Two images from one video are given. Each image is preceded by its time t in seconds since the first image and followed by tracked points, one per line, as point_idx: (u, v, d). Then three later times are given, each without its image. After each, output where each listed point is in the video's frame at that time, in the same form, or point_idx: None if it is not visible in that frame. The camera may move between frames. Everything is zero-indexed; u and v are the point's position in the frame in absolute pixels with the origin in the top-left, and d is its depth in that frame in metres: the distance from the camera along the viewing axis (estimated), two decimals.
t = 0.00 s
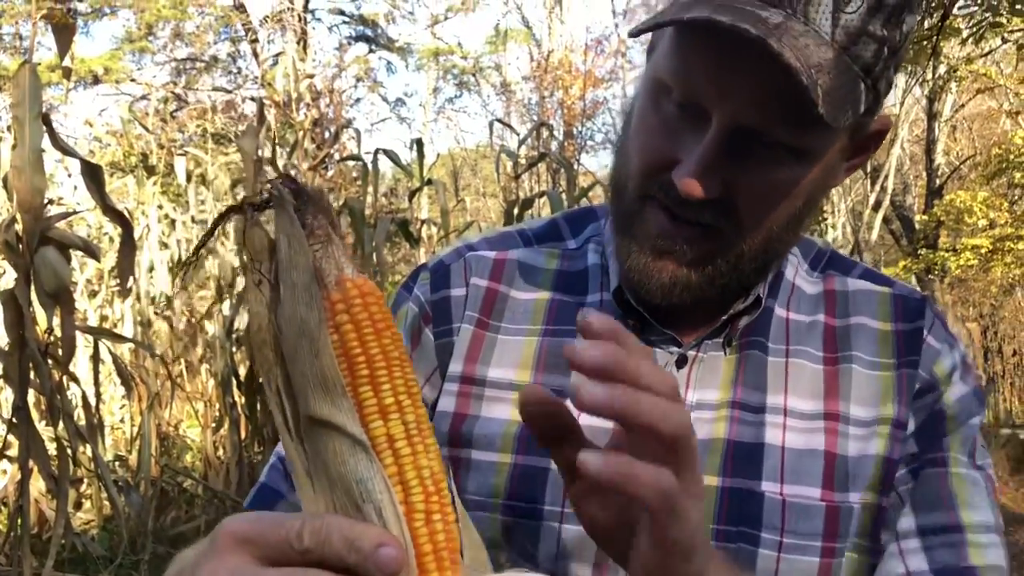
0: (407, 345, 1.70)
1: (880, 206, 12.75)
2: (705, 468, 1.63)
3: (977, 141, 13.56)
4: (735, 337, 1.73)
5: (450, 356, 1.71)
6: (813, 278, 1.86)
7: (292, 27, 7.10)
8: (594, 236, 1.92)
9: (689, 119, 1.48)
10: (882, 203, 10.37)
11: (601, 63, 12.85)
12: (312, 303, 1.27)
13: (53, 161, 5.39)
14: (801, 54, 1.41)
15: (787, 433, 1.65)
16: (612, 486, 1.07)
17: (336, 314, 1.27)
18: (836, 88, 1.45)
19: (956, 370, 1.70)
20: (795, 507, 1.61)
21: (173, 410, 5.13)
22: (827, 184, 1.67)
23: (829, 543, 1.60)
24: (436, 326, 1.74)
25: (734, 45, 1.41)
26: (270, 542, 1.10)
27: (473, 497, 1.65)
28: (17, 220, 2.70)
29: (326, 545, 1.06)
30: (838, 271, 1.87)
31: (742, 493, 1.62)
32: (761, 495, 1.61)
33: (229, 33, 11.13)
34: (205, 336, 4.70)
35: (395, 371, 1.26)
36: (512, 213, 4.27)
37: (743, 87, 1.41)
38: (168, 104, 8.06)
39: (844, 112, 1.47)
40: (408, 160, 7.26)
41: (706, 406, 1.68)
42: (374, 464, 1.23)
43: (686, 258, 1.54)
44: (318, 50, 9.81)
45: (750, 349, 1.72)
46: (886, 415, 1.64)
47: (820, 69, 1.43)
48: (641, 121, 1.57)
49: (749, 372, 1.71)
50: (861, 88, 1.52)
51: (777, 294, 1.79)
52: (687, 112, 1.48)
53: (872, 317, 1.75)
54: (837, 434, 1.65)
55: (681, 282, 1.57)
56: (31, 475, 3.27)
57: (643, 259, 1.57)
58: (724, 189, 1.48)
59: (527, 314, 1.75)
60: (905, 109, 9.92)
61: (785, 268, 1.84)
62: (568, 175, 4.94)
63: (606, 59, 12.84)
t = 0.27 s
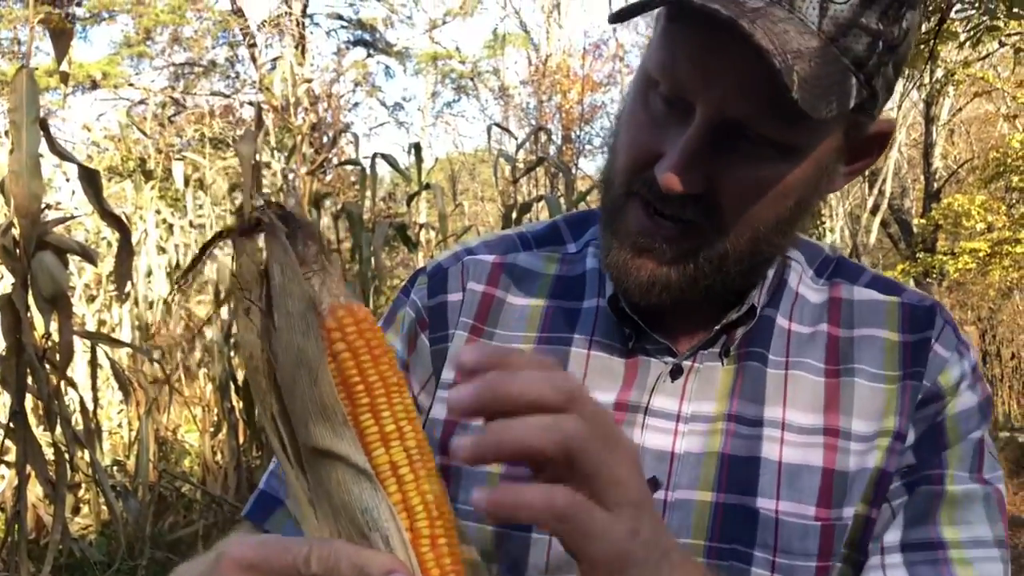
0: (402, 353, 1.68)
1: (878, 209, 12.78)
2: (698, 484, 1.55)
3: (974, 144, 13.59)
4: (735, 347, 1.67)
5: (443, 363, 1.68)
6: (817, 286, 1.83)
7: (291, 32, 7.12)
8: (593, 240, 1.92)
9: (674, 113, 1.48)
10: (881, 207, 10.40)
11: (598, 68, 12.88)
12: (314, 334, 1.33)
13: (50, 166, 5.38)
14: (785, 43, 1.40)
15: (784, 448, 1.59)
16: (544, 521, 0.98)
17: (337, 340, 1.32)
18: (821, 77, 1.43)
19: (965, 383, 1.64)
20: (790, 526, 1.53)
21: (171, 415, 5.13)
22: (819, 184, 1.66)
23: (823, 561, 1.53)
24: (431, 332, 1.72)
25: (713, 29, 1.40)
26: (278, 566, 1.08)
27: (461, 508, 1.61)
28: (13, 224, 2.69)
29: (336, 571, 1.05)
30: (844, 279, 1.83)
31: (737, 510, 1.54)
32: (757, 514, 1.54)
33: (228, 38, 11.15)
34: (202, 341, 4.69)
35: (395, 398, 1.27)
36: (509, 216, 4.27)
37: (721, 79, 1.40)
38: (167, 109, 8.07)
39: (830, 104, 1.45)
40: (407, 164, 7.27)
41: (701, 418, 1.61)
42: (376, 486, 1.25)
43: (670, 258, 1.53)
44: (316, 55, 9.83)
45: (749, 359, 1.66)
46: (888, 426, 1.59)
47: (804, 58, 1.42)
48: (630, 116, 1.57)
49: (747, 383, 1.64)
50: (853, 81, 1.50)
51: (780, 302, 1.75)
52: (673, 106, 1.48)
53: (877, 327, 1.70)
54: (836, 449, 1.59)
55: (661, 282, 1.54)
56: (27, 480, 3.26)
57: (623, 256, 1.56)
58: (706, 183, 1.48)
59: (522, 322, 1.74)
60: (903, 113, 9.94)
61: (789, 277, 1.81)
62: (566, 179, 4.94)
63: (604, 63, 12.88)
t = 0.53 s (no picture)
0: (404, 357, 1.68)
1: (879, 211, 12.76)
2: (707, 489, 1.54)
3: (976, 146, 13.59)
4: (741, 352, 1.66)
5: (448, 370, 1.67)
6: (824, 288, 1.83)
7: (292, 33, 7.12)
8: (598, 242, 1.91)
9: (679, 118, 1.47)
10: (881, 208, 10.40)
11: (599, 70, 12.89)
12: (332, 358, 1.31)
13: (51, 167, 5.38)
14: (792, 50, 1.39)
15: (795, 455, 1.58)
16: (526, 543, 1.09)
17: (356, 359, 1.29)
18: (828, 86, 1.42)
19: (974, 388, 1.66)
20: (801, 532, 1.53)
21: (171, 416, 5.12)
22: (828, 193, 1.66)
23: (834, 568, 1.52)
24: (434, 338, 1.72)
25: (718, 32, 1.39)
26: None
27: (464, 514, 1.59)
28: (14, 226, 2.69)
29: None
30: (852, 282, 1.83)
31: (747, 517, 1.53)
32: (767, 520, 1.53)
33: (229, 39, 11.16)
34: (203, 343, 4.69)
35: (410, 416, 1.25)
36: (510, 218, 4.26)
37: (724, 83, 1.39)
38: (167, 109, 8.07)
39: (837, 110, 1.44)
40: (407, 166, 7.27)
41: (709, 423, 1.60)
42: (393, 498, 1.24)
43: (674, 266, 1.53)
44: (317, 57, 9.83)
45: (756, 364, 1.65)
46: (900, 431, 1.58)
47: (812, 65, 1.40)
48: (635, 121, 1.56)
49: (755, 388, 1.63)
50: (862, 86, 1.49)
51: (786, 307, 1.75)
52: (678, 110, 1.47)
53: (887, 331, 1.69)
54: (847, 454, 1.58)
55: (662, 287, 1.54)
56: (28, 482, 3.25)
57: (626, 264, 1.57)
58: (711, 190, 1.47)
59: (526, 326, 1.72)
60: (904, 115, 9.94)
61: (797, 280, 1.80)
62: (567, 181, 4.93)
63: (605, 64, 12.88)
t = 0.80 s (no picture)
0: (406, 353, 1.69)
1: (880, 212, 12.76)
2: (715, 491, 1.55)
3: (977, 147, 13.59)
4: (747, 351, 1.66)
5: (451, 367, 1.67)
6: (830, 288, 1.83)
7: (294, 33, 7.13)
8: (601, 239, 1.91)
9: (683, 120, 1.47)
10: (882, 210, 10.41)
11: (600, 70, 12.91)
12: (335, 320, 1.34)
13: (53, 166, 5.39)
14: (801, 56, 1.39)
15: (802, 455, 1.59)
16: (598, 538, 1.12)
17: (358, 321, 1.33)
18: (836, 91, 1.43)
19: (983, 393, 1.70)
20: (810, 535, 1.53)
21: (172, 415, 5.13)
22: (834, 197, 1.67)
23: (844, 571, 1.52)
24: (437, 335, 1.72)
25: (724, 36, 1.38)
26: (307, 543, 1.03)
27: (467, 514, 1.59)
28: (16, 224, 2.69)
29: (369, 536, 1.02)
30: (858, 282, 1.84)
31: (755, 519, 1.53)
32: (777, 523, 1.53)
33: (231, 38, 11.18)
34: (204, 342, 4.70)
35: (409, 372, 1.27)
36: (511, 218, 4.27)
37: (727, 88, 1.39)
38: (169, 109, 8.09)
39: (843, 116, 1.45)
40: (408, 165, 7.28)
41: (715, 424, 1.60)
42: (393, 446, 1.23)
43: (678, 270, 1.53)
44: (319, 57, 9.85)
45: (763, 365, 1.66)
46: (911, 433, 1.60)
47: (820, 69, 1.40)
48: (640, 121, 1.56)
49: (762, 389, 1.64)
50: (869, 91, 1.50)
51: (793, 307, 1.75)
52: (682, 112, 1.47)
53: (893, 332, 1.71)
54: (856, 456, 1.60)
55: (668, 291, 1.55)
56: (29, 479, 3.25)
57: (630, 266, 1.58)
58: (714, 194, 1.47)
59: (530, 325, 1.73)
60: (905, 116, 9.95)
61: (804, 280, 1.81)
62: (568, 181, 4.93)
63: (607, 65, 12.88)
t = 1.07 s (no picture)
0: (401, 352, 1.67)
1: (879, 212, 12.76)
2: (716, 498, 1.54)
3: (977, 148, 13.58)
4: (749, 354, 1.66)
5: (448, 368, 1.66)
6: (831, 290, 1.84)
7: (294, 31, 7.12)
8: (599, 238, 1.91)
9: (688, 124, 1.46)
10: (882, 210, 10.40)
11: (600, 70, 12.90)
12: (344, 318, 1.34)
13: (52, 163, 5.39)
14: (812, 60, 1.37)
15: (805, 462, 1.59)
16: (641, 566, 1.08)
17: (366, 320, 1.34)
18: (847, 96, 1.41)
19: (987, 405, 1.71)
20: (812, 544, 1.53)
21: (170, 413, 5.13)
22: (837, 200, 1.68)
23: None
24: (432, 334, 1.70)
25: (731, 41, 1.35)
26: (305, 536, 1.03)
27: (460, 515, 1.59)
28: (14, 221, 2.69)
29: (369, 526, 1.01)
30: (860, 285, 1.84)
31: (756, 526, 1.53)
32: (779, 531, 1.53)
33: (230, 37, 11.17)
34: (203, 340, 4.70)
35: (409, 370, 1.29)
36: (510, 217, 4.26)
37: (734, 95, 1.36)
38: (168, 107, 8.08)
39: (853, 123, 1.43)
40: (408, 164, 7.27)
41: (715, 429, 1.60)
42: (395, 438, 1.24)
43: (681, 275, 1.53)
44: (318, 55, 9.83)
45: (765, 370, 1.65)
46: (916, 445, 1.60)
47: (831, 74, 1.39)
48: (645, 121, 1.55)
49: (763, 394, 1.64)
50: (878, 95, 1.49)
51: (795, 311, 1.75)
52: (687, 115, 1.46)
53: (896, 338, 1.72)
54: (858, 465, 1.60)
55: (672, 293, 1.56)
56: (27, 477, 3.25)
57: (636, 272, 1.58)
58: (719, 200, 1.46)
59: (527, 326, 1.72)
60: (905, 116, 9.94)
61: (806, 284, 1.81)
62: (568, 181, 4.92)
63: (606, 64, 12.89)
